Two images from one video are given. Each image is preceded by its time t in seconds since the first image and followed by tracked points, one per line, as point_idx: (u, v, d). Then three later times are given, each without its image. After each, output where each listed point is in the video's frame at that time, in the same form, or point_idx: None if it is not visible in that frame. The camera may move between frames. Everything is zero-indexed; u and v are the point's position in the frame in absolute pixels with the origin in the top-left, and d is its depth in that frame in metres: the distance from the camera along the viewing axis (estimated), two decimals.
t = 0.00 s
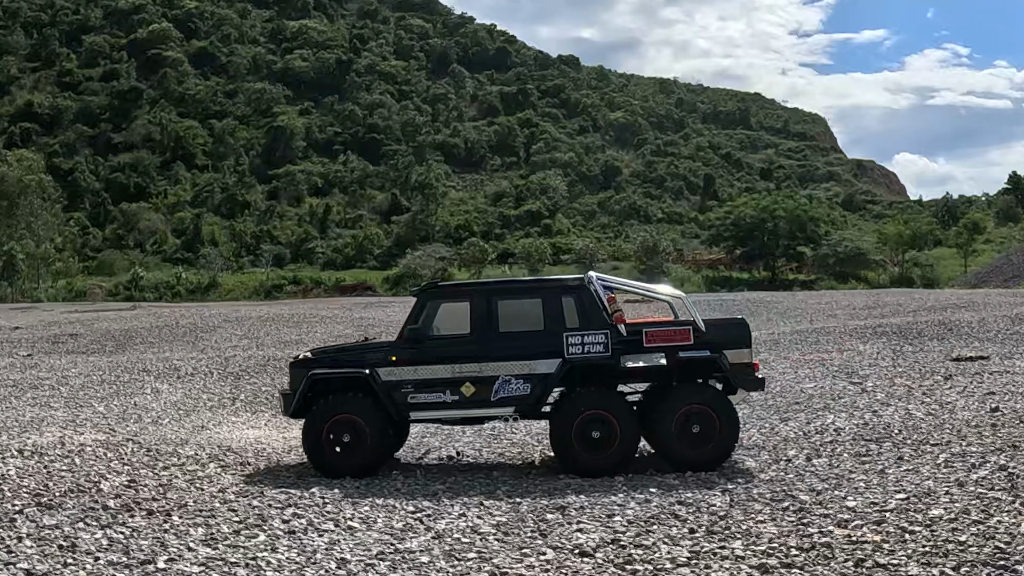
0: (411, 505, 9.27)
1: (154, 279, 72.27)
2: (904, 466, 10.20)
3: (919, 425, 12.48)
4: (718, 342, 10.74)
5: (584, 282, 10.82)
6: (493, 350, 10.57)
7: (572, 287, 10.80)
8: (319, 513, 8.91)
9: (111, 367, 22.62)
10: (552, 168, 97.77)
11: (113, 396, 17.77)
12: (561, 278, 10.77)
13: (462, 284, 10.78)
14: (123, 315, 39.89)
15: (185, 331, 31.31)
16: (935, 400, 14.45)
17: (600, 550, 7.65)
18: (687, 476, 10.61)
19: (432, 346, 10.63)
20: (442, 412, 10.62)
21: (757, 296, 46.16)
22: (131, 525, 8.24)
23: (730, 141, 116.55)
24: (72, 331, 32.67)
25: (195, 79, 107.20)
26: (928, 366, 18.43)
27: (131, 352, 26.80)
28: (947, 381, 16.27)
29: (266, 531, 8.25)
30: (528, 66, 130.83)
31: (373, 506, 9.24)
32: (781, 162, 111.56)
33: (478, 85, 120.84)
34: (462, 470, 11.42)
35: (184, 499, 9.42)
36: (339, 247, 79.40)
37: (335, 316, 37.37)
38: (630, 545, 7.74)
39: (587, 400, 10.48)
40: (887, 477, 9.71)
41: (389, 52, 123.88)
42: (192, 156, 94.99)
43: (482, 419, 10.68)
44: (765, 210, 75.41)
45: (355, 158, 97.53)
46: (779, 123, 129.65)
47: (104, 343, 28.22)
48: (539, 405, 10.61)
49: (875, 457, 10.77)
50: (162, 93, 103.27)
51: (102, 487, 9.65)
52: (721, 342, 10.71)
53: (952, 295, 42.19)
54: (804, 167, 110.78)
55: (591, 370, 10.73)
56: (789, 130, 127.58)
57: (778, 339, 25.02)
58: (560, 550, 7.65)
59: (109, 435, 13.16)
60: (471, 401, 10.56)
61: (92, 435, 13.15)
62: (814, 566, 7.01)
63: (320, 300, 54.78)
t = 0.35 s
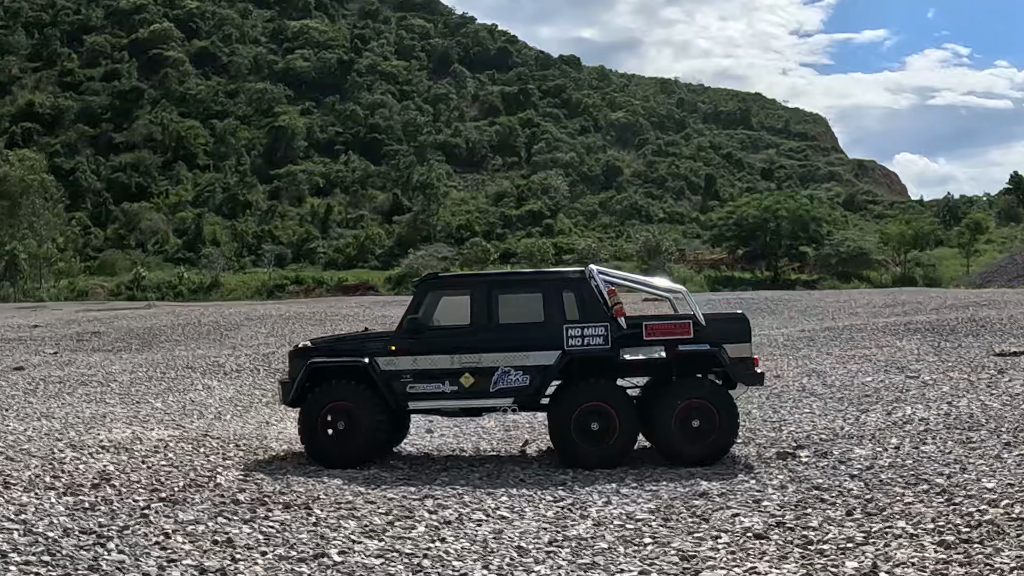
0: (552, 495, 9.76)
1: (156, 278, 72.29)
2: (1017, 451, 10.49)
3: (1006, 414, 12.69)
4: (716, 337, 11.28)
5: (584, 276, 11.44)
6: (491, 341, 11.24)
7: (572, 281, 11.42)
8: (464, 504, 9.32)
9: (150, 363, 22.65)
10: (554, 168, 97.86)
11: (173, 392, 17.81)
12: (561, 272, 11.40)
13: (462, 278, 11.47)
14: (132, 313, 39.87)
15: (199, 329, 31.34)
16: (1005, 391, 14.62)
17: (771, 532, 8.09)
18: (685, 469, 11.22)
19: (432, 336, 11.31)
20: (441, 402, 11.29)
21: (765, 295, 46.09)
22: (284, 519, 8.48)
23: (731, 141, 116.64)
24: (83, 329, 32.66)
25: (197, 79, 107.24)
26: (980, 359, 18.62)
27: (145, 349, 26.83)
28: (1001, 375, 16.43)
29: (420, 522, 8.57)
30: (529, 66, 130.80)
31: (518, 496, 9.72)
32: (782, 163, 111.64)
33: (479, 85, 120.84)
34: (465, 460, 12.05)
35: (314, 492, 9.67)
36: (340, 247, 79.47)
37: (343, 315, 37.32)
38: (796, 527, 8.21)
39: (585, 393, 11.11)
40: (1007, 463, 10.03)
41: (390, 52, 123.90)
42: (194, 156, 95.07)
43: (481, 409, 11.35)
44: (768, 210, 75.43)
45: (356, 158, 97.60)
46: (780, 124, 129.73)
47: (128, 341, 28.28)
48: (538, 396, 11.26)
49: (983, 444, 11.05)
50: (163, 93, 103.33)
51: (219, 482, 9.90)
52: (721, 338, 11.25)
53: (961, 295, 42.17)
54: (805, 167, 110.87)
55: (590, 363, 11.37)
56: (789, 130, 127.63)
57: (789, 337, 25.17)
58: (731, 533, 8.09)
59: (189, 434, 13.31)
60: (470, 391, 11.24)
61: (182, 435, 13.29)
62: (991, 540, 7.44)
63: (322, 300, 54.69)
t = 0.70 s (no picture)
0: (708, 481, 9.90)
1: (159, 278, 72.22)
2: None
3: None
4: (715, 328, 11.51)
5: (585, 267, 11.60)
6: (493, 332, 11.35)
7: (573, 271, 11.57)
8: (635, 491, 9.48)
9: (183, 361, 22.66)
10: (556, 168, 97.86)
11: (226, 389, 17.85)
12: (562, 262, 11.54)
13: (463, 269, 11.54)
14: (147, 312, 39.95)
15: (213, 327, 31.38)
16: None
17: (954, 512, 8.33)
18: (683, 460, 11.39)
19: (434, 327, 11.42)
20: (443, 392, 11.41)
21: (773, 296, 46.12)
22: (475, 508, 8.73)
23: (733, 141, 116.68)
24: (100, 327, 32.74)
25: (199, 79, 107.20)
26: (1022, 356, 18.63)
27: (161, 346, 26.85)
28: None
29: (615, 507, 8.85)
30: (531, 66, 130.79)
31: (676, 483, 9.86)
32: (784, 163, 111.61)
33: (481, 85, 120.81)
34: (464, 451, 12.18)
35: (483, 481, 9.91)
36: (342, 246, 79.47)
37: (354, 315, 37.42)
38: (977, 506, 8.44)
39: (586, 383, 11.27)
40: None
41: (392, 52, 123.86)
42: (196, 156, 95.04)
43: (482, 399, 11.46)
44: (771, 210, 75.39)
45: (358, 158, 97.60)
46: (781, 124, 129.77)
47: (154, 338, 28.29)
48: (539, 387, 11.39)
49: None
50: (165, 93, 103.29)
51: (367, 475, 10.13)
52: (720, 329, 11.47)
53: (971, 294, 42.14)
54: (807, 168, 110.93)
55: (590, 354, 11.51)
56: (791, 130, 127.66)
57: (806, 335, 25.22)
58: (916, 513, 8.33)
59: (273, 428, 13.51)
60: (472, 381, 11.35)
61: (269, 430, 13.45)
62: None
63: (327, 300, 54.69)
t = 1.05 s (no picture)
0: (841, 476, 9.72)
1: (161, 278, 72.16)
2: None
3: None
4: (717, 329, 11.01)
5: (587, 266, 11.18)
6: (493, 330, 10.92)
7: (574, 271, 11.16)
8: (774, 486, 9.31)
9: (209, 361, 22.61)
10: (558, 168, 97.81)
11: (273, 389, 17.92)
12: (564, 261, 11.12)
13: (465, 266, 11.11)
14: (161, 312, 40.13)
15: (225, 327, 31.43)
16: None
17: None
18: (682, 461, 10.97)
19: (434, 324, 10.98)
20: (443, 391, 10.95)
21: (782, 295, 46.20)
22: (637, 504, 8.62)
23: (734, 141, 116.67)
24: (116, 327, 32.83)
25: (200, 79, 107.07)
26: None
27: (176, 345, 26.86)
28: None
29: (771, 502, 8.71)
30: (533, 66, 130.82)
31: (810, 478, 9.67)
32: (785, 163, 111.62)
33: (483, 85, 120.78)
34: (460, 450, 11.83)
35: (621, 478, 9.76)
36: (345, 247, 79.44)
37: (364, 314, 37.58)
38: None
39: (586, 380, 10.87)
40: None
41: (394, 52, 123.76)
42: (197, 156, 94.93)
43: (481, 399, 11.01)
44: (774, 210, 75.57)
45: (360, 158, 97.52)
46: (782, 124, 129.81)
47: (180, 338, 28.33)
48: (539, 386, 10.95)
49: None
50: (167, 93, 103.18)
51: (498, 476, 9.89)
52: (721, 330, 10.98)
53: (978, 293, 42.19)
54: (808, 168, 110.98)
55: (591, 353, 11.09)
56: (792, 130, 127.71)
57: (825, 335, 25.08)
58: None
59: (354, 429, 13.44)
60: (471, 379, 10.91)
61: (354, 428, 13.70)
62: None
63: (331, 300, 54.84)
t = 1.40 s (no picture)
0: (966, 476, 9.50)
1: (166, 278, 72.21)
2: None
3: None
4: (714, 331, 10.90)
5: (582, 271, 11.03)
6: (490, 337, 10.76)
7: (570, 275, 10.99)
8: (907, 486, 9.10)
9: (238, 362, 22.69)
10: (562, 168, 97.80)
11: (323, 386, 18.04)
12: (559, 266, 10.97)
13: (462, 272, 10.96)
14: (179, 312, 40.28)
15: (240, 327, 31.49)
16: None
17: None
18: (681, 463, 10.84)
19: (431, 332, 10.81)
20: (440, 398, 10.78)
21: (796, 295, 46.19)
22: (796, 506, 8.44)
23: (738, 141, 116.58)
24: (137, 327, 32.92)
25: (204, 79, 107.09)
26: None
27: (204, 346, 26.94)
28: None
29: (915, 502, 8.53)
30: (536, 66, 130.81)
31: (935, 478, 9.45)
32: (789, 162, 111.56)
33: (487, 85, 120.76)
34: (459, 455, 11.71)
35: (755, 481, 9.57)
36: (349, 247, 79.45)
37: (382, 315, 37.70)
38: None
39: (583, 384, 10.73)
40: None
41: (398, 52, 123.72)
42: (202, 156, 94.96)
43: (479, 405, 10.87)
44: (780, 210, 75.66)
45: (364, 158, 97.56)
46: (786, 124, 129.72)
47: (209, 338, 28.49)
48: (536, 391, 10.79)
49: None
50: (171, 93, 103.23)
51: (631, 478, 9.69)
52: (717, 331, 10.87)
53: (989, 294, 42.16)
54: (812, 167, 110.92)
55: (588, 356, 10.94)
56: (796, 130, 127.64)
57: (845, 337, 25.00)
58: None
59: (444, 435, 13.42)
60: (469, 386, 10.73)
61: (436, 434, 13.68)
62: None
63: (338, 300, 54.98)
